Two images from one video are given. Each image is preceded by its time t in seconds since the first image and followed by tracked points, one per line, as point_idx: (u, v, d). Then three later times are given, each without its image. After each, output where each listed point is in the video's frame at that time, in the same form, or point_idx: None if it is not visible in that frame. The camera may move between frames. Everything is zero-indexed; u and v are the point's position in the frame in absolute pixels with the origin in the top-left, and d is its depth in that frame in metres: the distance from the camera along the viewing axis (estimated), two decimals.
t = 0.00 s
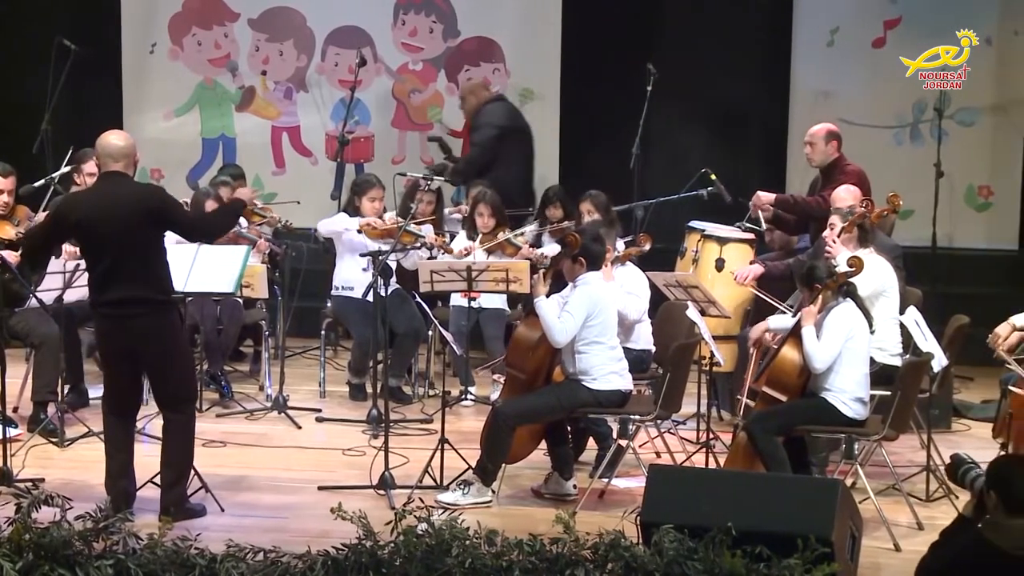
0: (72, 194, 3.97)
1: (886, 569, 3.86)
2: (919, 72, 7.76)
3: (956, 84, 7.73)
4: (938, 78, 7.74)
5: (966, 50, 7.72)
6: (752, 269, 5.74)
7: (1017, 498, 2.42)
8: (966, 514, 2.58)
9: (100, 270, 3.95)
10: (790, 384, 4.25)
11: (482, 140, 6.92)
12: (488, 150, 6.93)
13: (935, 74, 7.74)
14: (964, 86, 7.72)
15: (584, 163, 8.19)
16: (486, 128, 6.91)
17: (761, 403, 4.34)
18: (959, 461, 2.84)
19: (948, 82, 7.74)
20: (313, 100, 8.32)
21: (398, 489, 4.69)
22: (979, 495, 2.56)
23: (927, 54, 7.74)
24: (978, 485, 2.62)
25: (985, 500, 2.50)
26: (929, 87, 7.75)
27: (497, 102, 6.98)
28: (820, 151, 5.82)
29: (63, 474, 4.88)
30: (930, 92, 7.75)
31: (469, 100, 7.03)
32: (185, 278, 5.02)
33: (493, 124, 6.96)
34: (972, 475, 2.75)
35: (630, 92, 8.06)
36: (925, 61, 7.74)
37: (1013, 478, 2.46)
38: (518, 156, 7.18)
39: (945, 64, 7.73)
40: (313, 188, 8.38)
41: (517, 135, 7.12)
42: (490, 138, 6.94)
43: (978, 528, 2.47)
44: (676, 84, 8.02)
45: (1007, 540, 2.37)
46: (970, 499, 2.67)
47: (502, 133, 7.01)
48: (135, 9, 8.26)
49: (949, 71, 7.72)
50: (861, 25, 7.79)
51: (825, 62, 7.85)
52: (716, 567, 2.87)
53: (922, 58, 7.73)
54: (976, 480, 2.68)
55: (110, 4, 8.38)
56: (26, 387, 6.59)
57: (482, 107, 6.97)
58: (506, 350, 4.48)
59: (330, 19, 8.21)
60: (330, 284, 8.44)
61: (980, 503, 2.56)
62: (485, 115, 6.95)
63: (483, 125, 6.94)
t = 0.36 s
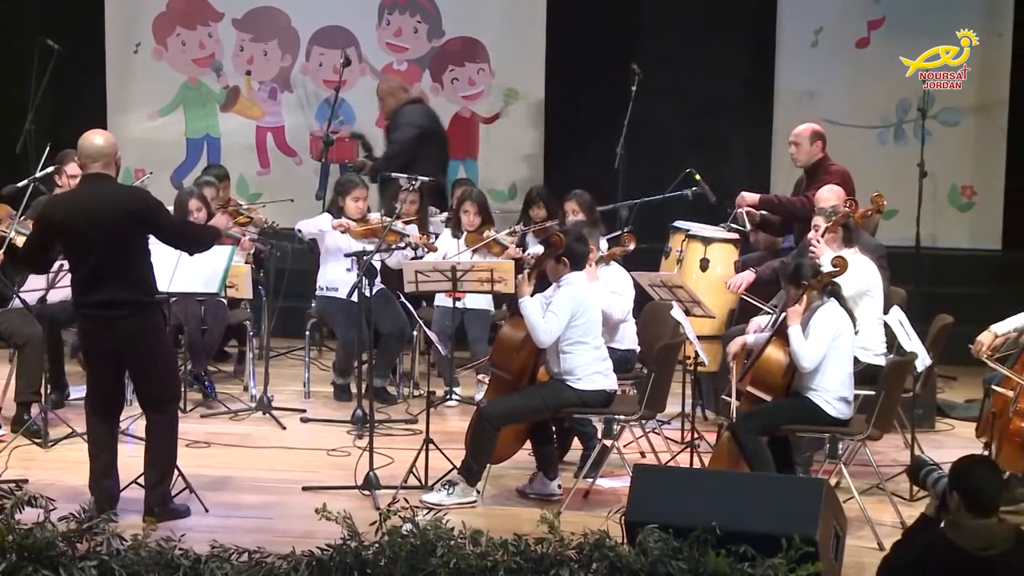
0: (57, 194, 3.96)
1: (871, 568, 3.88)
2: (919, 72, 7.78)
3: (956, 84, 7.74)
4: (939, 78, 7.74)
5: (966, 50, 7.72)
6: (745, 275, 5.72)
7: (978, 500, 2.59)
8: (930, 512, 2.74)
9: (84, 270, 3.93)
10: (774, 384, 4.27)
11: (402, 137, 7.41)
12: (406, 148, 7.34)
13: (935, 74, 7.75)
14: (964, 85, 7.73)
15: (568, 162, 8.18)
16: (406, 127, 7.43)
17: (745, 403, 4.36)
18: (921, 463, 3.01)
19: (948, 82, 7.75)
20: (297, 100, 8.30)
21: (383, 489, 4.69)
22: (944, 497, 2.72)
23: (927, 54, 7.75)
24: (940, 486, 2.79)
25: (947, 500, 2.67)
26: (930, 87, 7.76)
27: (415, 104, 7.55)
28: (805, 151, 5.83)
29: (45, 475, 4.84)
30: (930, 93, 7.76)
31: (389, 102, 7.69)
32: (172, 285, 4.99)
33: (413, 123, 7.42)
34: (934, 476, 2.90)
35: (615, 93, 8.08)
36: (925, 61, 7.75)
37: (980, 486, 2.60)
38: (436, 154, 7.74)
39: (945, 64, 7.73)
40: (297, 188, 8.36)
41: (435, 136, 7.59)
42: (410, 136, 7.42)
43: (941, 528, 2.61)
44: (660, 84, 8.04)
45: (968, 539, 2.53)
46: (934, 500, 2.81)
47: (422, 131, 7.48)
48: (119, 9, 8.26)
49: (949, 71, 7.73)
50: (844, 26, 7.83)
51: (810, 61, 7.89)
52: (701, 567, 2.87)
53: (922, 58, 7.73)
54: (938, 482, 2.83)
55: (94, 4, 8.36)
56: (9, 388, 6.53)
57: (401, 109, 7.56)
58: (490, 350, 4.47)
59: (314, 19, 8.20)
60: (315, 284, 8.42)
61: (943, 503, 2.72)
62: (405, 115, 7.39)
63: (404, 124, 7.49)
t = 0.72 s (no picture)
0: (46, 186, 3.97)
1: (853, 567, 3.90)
2: (919, 72, 7.81)
3: (956, 84, 7.78)
4: (938, 78, 7.80)
5: (966, 50, 7.74)
6: (737, 281, 5.70)
7: (948, 500, 2.54)
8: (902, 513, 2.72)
9: (67, 262, 3.91)
10: (757, 384, 4.26)
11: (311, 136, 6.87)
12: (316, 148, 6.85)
13: (935, 74, 7.79)
14: (964, 85, 7.76)
15: (549, 162, 8.20)
16: (314, 125, 6.85)
17: (727, 403, 4.35)
18: (896, 462, 2.95)
19: (948, 83, 7.79)
20: (279, 100, 8.26)
21: (366, 489, 4.68)
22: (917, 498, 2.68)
23: (927, 54, 7.78)
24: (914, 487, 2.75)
25: (918, 501, 2.63)
26: (929, 87, 7.83)
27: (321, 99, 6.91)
28: (788, 151, 5.85)
29: (27, 476, 4.82)
30: (930, 93, 7.83)
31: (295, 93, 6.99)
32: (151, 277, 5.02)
33: (321, 120, 6.87)
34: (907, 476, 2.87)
35: (597, 93, 8.09)
36: (925, 61, 7.78)
37: (953, 487, 2.56)
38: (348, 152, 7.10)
39: (945, 64, 7.77)
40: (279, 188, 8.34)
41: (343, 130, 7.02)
42: (318, 136, 6.88)
43: (913, 529, 2.58)
44: (643, 85, 8.05)
45: (939, 540, 2.51)
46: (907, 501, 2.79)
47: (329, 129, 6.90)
48: (101, 9, 8.21)
49: (949, 71, 7.77)
50: (825, 25, 7.86)
51: (792, 61, 7.92)
52: (683, 567, 2.87)
53: (922, 58, 7.77)
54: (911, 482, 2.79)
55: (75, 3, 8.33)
56: None
57: (309, 105, 6.93)
58: (472, 350, 4.46)
59: (297, 18, 8.17)
60: (297, 284, 8.39)
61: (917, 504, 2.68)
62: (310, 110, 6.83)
63: (309, 121, 6.88)
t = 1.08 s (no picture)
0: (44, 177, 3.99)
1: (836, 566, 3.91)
2: (918, 72, 7.82)
3: (956, 84, 7.77)
4: (938, 78, 7.79)
5: (966, 49, 7.74)
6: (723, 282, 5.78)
7: (932, 502, 2.60)
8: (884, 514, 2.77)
9: (53, 257, 3.90)
10: (740, 384, 4.27)
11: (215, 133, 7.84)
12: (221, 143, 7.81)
13: (935, 74, 7.78)
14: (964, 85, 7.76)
15: (532, 163, 8.20)
16: (219, 123, 7.83)
17: (710, 403, 4.35)
18: (875, 462, 3.00)
19: (948, 82, 7.78)
20: (262, 100, 8.22)
21: (349, 489, 4.68)
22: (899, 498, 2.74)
23: (927, 54, 7.78)
24: (895, 486, 2.81)
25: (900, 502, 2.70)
26: (930, 87, 7.81)
27: (227, 100, 7.91)
28: (770, 151, 5.86)
29: (9, 477, 4.78)
30: (930, 93, 7.82)
31: (203, 95, 7.96)
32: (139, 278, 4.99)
33: (225, 119, 7.87)
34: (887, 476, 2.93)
35: (580, 93, 8.09)
36: (925, 61, 7.79)
37: (936, 489, 2.61)
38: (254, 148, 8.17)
39: (945, 64, 7.76)
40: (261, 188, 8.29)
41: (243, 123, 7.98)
42: (222, 132, 7.86)
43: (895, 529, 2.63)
44: (625, 85, 8.07)
45: (918, 539, 2.56)
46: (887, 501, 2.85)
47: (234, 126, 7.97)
48: (83, 10, 8.18)
49: (949, 71, 7.76)
50: (807, 28, 7.89)
51: (775, 62, 7.93)
52: (666, 566, 2.87)
53: (922, 58, 7.78)
54: (891, 483, 2.85)
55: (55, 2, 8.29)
56: None
57: (214, 104, 7.90)
58: (455, 350, 4.46)
59: (279, 19, 8.15)
60: (279, 285, 8.36)
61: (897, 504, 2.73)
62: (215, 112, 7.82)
63: (215, 120, 7.86)
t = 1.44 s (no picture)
0: (41, 176, 3.98)
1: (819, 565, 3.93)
2: (919, 72, 7.82)
3: (956, 85, 7.77)
4: (938, 78, 7.78)
5: (966, 49, 7.76)
6: (694, 272, 5.73)
7: (927, 499, 2.63)
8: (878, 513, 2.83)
9: (52, 256, 3.88)
10: (723, 385, 4.28)
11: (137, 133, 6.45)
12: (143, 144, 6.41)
13: (935, 74, 7.78)
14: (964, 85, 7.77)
15: (517, 162, 8.23)
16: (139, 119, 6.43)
17: (695, 402, 4.37)
18: (868, 461, 3.08)
19: (948, 82, 7.78)
20: (246, 100, 8.22)
21: (334, 490, 4.67)
22: (892, 496, 2.79)
23: (927, 54, 7.80)
24: (888, 486, 2.85)
25: (895, 499, 2.73)
26: (930, 87, 7.80)
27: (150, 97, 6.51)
28: (754, 151, 5.88)
29: None
30: (930, 93, 7.80)
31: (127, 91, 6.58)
32: (128, 272, 4.87)
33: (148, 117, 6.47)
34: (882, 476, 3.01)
35: (564, 94, 8.11)
36: (925, 61, 7.80)
37: (929, 486, 2.65)
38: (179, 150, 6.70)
39: (945, 64, 7.77)
40: (245, 188, 8.30)
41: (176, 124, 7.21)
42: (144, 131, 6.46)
43: (888, 529, 2.67)
44: (610, 85, 8.10)
45: (916, 539, 2.59)
46: (880, 498, 2.91)
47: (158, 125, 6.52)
48: (67, 10, 8.18)
49: (949, 71, 7.77)
50: (792, 27, 7.89)
51: (760, 62, 7.93)
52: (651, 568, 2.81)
53: (922, 58, 7.79)
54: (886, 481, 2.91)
55: (38, 0, 8.25)
56: None
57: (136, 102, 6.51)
58: (441, 351, 4.46)
59: (263, 19, 8.15)
60: (264, 285, 8.34)
61: (891, 502, 2.78)
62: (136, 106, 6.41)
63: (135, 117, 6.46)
